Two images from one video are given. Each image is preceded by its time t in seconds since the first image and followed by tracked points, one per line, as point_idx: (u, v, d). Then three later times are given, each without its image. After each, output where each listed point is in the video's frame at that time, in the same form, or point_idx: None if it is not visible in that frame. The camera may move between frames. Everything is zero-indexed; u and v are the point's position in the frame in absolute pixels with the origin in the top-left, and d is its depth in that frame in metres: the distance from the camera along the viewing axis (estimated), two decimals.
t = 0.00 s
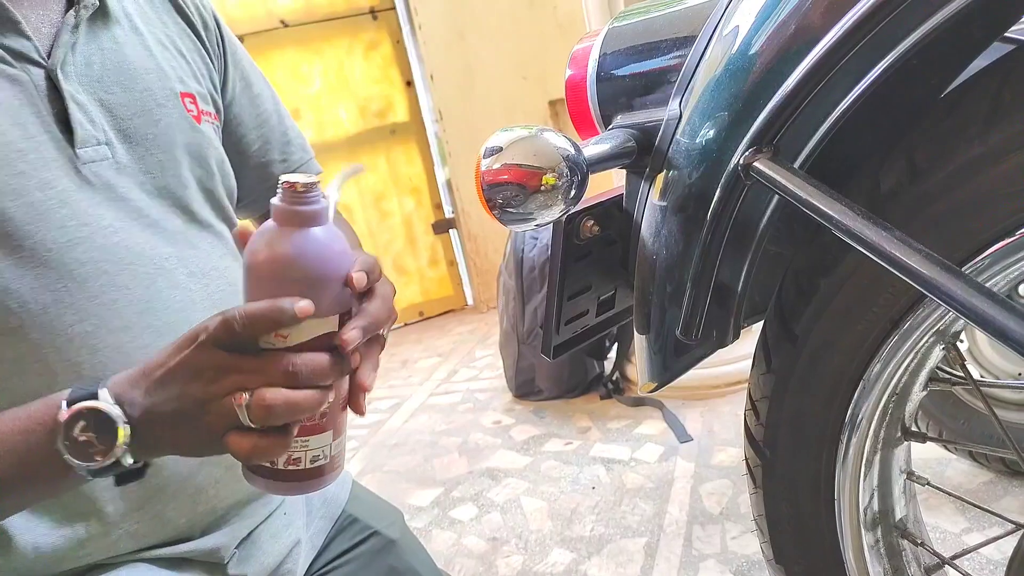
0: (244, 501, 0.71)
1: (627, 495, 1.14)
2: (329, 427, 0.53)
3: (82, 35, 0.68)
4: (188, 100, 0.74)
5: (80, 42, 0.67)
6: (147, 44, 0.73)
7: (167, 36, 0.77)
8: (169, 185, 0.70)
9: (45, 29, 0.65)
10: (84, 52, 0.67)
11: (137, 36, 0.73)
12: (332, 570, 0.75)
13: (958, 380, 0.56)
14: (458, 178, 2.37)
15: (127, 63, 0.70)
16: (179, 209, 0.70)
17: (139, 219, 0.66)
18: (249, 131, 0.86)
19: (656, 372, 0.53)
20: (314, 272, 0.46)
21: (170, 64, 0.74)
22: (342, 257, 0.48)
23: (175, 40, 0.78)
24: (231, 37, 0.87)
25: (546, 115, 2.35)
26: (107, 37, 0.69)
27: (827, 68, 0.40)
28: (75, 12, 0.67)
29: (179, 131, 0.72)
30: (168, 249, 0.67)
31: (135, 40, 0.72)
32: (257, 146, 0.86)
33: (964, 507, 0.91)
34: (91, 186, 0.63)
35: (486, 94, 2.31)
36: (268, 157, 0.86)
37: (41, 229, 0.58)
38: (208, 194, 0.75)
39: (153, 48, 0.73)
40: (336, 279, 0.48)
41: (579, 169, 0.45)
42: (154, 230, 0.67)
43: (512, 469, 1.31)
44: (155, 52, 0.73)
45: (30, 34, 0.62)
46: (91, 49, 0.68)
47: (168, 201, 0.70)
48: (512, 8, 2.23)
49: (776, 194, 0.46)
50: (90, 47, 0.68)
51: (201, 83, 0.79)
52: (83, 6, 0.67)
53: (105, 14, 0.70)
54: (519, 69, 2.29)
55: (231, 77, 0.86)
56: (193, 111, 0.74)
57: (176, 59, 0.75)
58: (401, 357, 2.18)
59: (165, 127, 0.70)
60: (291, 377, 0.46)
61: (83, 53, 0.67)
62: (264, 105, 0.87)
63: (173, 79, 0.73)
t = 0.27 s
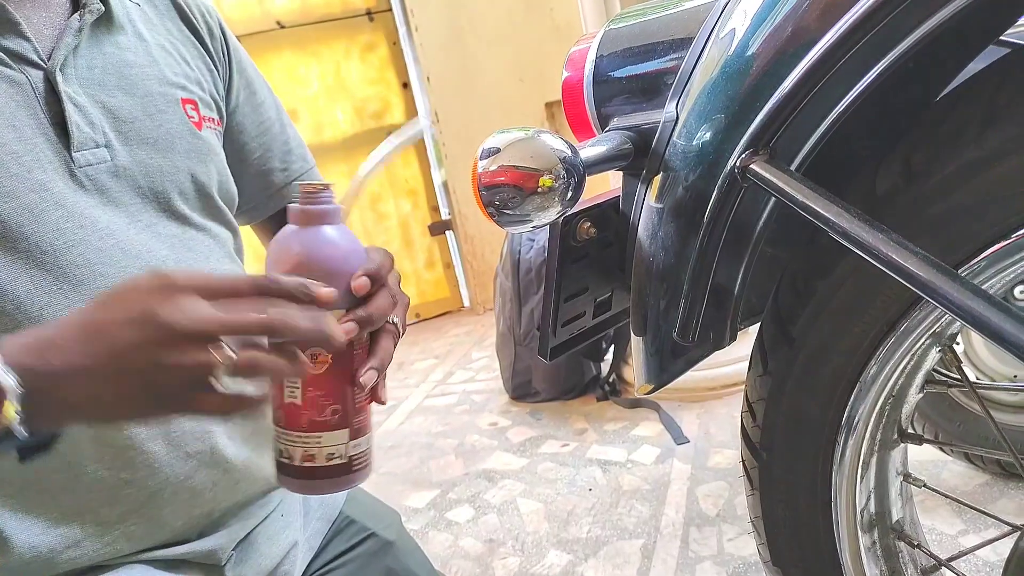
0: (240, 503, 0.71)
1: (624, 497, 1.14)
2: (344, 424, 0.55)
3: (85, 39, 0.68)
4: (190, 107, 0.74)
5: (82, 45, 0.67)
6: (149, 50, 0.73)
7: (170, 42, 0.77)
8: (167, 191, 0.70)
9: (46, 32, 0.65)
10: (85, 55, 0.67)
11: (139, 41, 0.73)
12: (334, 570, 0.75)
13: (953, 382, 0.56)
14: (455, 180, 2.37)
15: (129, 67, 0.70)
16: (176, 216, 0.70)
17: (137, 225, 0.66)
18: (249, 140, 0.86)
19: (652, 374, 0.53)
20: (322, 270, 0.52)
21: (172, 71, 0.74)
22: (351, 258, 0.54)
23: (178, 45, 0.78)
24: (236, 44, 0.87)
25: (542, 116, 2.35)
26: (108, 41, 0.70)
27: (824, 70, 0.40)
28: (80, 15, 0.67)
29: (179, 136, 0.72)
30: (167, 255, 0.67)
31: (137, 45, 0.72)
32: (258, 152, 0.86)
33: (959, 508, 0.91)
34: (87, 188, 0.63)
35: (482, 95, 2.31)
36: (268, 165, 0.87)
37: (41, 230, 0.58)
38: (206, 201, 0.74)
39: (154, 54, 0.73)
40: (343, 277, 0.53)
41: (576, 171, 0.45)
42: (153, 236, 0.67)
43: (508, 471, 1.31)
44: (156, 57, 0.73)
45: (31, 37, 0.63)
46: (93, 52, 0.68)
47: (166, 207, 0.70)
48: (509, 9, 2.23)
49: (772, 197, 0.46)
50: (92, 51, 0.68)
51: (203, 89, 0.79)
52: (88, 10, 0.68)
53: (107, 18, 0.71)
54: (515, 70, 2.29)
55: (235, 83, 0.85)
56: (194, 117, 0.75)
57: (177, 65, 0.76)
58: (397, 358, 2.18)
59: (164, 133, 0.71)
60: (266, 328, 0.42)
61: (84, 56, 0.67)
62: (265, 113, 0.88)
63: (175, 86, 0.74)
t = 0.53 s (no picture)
0: (237, 505, 0.71)
1: (622, 498, 1.14)
2: (375, 440, 0.55)
3: (93, 40, 0.68)
4: (194, 111, 0.74)
5: (89, 47, 0.68)
6: (156, 53, 0.73)
7: (177, 47, 0.77)
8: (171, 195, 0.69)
9: (54, 32, 0.66)
10: (91, 57, 0.68)
11: (146, 45, 0.73)
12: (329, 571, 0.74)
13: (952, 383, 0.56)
14: (454, 180, 2.37)
15: (134, 70, 0.70)
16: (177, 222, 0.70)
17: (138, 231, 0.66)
18: (249, 147, 0.85)
19: (651, 374, 0.53)
20: (315, 288, 0.50)
21: (179, 75, 0.74)
22: (340, 271, 0.52)
23: (186, 49, 0.78)
24: (241, 52, 0.86)
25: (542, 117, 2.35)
26: (115, 43, 0.70)
27: (824, 71, 0.40)
28: (88, 17, 0.67)
29: (182, 140, 0.72)
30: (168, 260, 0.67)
31: (144, 49, 0.72)
32: (255, 160, 0.85)
33: (958, 509, 0.91)
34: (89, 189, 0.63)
35: (481, 95, 2.31)
36: (264, 175, 0.86)
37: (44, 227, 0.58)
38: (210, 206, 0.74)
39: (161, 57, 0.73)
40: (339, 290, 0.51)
41: (576, 170, 0.45)
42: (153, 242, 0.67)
43: (506, 471, 1.31)
44: (162, 60, 0.73)
45: (40, 37, 0.63)
46: (99, 55, 0.68)
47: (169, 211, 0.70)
48: (509, 10, 2.23)
49: (772, 198, 0.46)
50: (98, 53, 0.68)
51: (209, 93, 0.78)
52: (96, 13, 0.68)
53: (116, 20, 0.71)
54: (514, 71, 2.29)
55: (238, 90, 0.85)
56: (198, 122, 0.74)
57: (184, 69, 0.76)
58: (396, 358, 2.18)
59: (168, 136, 0.70)
60: (232, 235, 0.42)
61: (90, 58, 0.68)
62: (265, 123, 0.87)
63: (180, 90, 0.73)
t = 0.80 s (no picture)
0: (241, 504, 0.71)
1: (623, 497, 1.14)
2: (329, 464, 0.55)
3: (95, 41, 0.68)
4: (197, 111, 0.74)
5: (92, 48, 0.67)
6: (159, 53, 0.73)
7: (181, 46, 0.77)
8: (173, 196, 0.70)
9: (57, 33, 0.65)
10: (94, 59, 0.68)
11: (150, 45, 0.73)
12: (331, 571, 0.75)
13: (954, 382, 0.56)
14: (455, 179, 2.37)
15: (137, 71, 0.70)
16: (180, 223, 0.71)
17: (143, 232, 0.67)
18: (250, 147, 0.85)
19: (651, 374, 0.53)
20: (296, 330, 0.49)
21: (181, 74, 0.74)
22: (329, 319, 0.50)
23: (189, 48, 0.78)
24: (247, 48, 0.86)
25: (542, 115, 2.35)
26: (118, 44, 0.70)
27: (824, 70, 0.40)
28: (91, 18, 0.67)
29: (184, 141, 0.72)
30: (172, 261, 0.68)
31: (147, 50, 0.72)
32: (264, 155, 0.85)
33: (959, 508, 0.91)
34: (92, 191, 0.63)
35: (482, 94, 2.30)
36: (274, 168, 0.85)
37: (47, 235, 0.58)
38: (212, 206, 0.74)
39: (164, 57, 0.73)
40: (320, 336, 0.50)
41: (576, 170, 0.45)
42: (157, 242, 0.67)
43: (507, 470, 1.31)
44: (165, 60, 0.73)
45: (43, 39, 0.63)
46: (101, 56, 0.68)
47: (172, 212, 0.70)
48: (508, 8, 2.22)
49: (772, 198, 0.46)
50: (101, 54, 0.68)
51: (212, 92, 0.78)
52: (99, 14, 0.68)
53: (119, 21, 0.71)
54: (515, 69, 2.29)
55: (244, 87, 0.85)
56: (201, 122, 0.74)
57: (188, 69, 0.76)
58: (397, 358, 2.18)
59: (171, 138, 0.71)
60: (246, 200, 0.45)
61: (93, 59, 0.68)
62: (271, 118, 0.87)
63: (183, 90, 0.73)
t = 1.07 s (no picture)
0: (244, 503, 0.71)
1: (625, 498, 1.14)
2: (306, 446, 0.55)
3: (96, 44, 0.68)
4: (197, 111, 0.75)
5: (92, 50, 0.68)
6: (158, 55, 0.74)
7: (179, 46, 0.77)
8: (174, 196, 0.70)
9: (57, 36, 0.66)
10: (94, 61, 0.68)
11: (148, 45, 0.73)
12: (331, 571, 0.75)
13: (955, 384, 0.56)
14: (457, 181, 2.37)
15: (137, 73, 0.71)
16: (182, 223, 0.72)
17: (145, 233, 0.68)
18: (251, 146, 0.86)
19: (653, 375, 0.53)
20: (301, 316, 0.50)
21: (180, 74, 0.75)
22: (335, 311, 0.51)
23: (189, 49, 0.78)
24: (245, 47, 0.87)
25: (544, 117, 2.35)
26: (118, 46, 0.70)
27: (826, 73, 0.40)
28: (90, 21, 0.68)
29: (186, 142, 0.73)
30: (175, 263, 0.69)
31: (146, 51, 0.73)
32: (266, 153, 0.85)
33: (960, 510, 0.91)
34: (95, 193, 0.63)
35: (484, 95, 2.31)
36: (277, 165, 0.85)
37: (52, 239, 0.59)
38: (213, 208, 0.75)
39: (164, 58, 0.74)
40: (323, 326, 0.51)
41: (578, 172, 0.45)
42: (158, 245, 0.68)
43: (508, 471, 1.31)
44: (165, 62, 0.74)
45: (43, 42, 0.63)
46: (101, 58, 0.69)
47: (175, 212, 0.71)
48: (510, 10, 2.23)
49: (773, 200, 0.46)
50: (101, 56, 0.69)
51: (212, 93, 0.79)
52: (99, 16, 0.68)
53: (119, 22, 0.71)
54: (517, 71, 2.29)
55: (244, 85, 0.85)
56: (202, 122, 0.75)
57: (187, 69, 0.76)
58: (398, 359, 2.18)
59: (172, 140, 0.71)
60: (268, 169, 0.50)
61: (94, 62, 0.68)
62: (272, 115, 0.87)
63: (183, 91, 0.74)
